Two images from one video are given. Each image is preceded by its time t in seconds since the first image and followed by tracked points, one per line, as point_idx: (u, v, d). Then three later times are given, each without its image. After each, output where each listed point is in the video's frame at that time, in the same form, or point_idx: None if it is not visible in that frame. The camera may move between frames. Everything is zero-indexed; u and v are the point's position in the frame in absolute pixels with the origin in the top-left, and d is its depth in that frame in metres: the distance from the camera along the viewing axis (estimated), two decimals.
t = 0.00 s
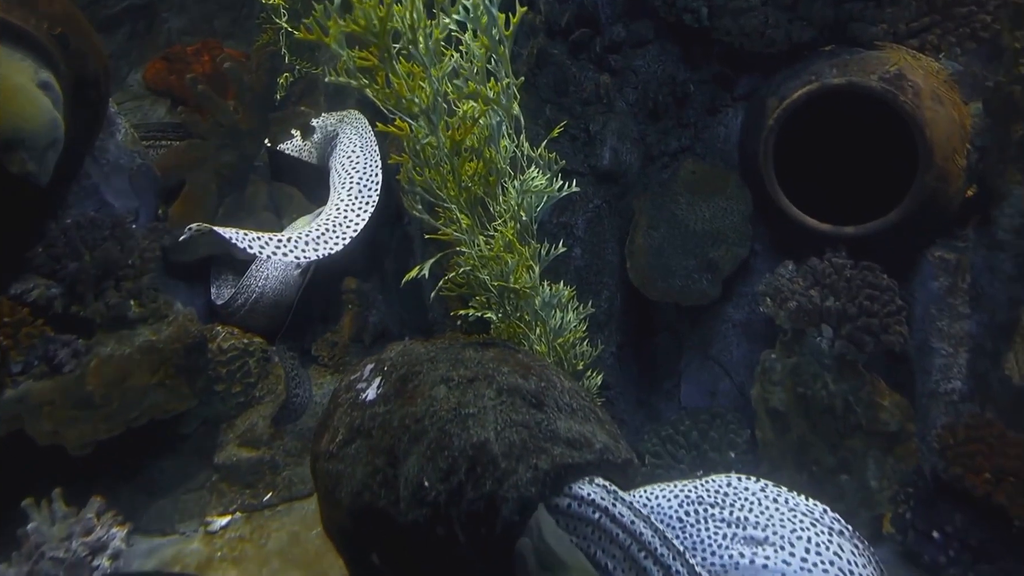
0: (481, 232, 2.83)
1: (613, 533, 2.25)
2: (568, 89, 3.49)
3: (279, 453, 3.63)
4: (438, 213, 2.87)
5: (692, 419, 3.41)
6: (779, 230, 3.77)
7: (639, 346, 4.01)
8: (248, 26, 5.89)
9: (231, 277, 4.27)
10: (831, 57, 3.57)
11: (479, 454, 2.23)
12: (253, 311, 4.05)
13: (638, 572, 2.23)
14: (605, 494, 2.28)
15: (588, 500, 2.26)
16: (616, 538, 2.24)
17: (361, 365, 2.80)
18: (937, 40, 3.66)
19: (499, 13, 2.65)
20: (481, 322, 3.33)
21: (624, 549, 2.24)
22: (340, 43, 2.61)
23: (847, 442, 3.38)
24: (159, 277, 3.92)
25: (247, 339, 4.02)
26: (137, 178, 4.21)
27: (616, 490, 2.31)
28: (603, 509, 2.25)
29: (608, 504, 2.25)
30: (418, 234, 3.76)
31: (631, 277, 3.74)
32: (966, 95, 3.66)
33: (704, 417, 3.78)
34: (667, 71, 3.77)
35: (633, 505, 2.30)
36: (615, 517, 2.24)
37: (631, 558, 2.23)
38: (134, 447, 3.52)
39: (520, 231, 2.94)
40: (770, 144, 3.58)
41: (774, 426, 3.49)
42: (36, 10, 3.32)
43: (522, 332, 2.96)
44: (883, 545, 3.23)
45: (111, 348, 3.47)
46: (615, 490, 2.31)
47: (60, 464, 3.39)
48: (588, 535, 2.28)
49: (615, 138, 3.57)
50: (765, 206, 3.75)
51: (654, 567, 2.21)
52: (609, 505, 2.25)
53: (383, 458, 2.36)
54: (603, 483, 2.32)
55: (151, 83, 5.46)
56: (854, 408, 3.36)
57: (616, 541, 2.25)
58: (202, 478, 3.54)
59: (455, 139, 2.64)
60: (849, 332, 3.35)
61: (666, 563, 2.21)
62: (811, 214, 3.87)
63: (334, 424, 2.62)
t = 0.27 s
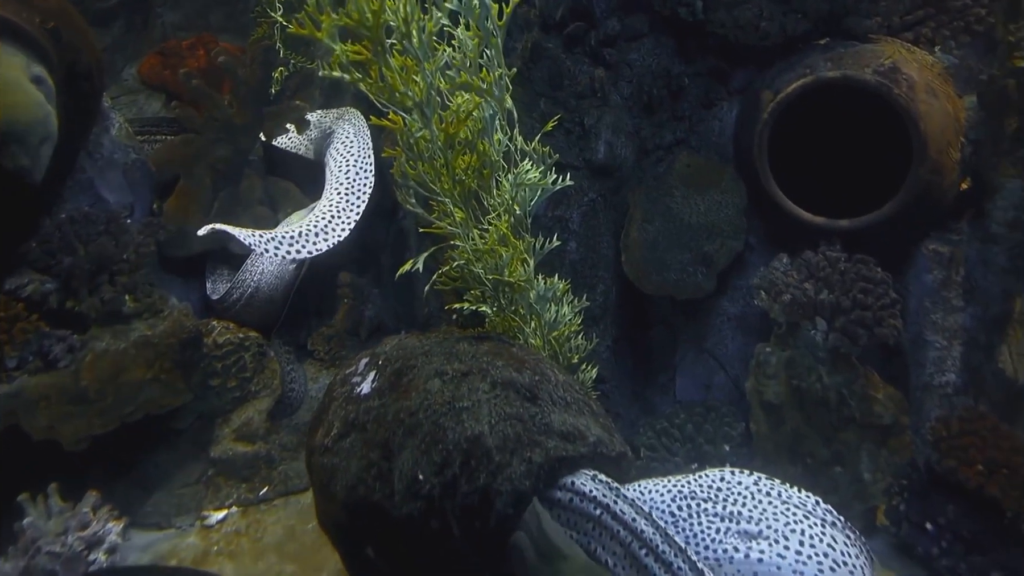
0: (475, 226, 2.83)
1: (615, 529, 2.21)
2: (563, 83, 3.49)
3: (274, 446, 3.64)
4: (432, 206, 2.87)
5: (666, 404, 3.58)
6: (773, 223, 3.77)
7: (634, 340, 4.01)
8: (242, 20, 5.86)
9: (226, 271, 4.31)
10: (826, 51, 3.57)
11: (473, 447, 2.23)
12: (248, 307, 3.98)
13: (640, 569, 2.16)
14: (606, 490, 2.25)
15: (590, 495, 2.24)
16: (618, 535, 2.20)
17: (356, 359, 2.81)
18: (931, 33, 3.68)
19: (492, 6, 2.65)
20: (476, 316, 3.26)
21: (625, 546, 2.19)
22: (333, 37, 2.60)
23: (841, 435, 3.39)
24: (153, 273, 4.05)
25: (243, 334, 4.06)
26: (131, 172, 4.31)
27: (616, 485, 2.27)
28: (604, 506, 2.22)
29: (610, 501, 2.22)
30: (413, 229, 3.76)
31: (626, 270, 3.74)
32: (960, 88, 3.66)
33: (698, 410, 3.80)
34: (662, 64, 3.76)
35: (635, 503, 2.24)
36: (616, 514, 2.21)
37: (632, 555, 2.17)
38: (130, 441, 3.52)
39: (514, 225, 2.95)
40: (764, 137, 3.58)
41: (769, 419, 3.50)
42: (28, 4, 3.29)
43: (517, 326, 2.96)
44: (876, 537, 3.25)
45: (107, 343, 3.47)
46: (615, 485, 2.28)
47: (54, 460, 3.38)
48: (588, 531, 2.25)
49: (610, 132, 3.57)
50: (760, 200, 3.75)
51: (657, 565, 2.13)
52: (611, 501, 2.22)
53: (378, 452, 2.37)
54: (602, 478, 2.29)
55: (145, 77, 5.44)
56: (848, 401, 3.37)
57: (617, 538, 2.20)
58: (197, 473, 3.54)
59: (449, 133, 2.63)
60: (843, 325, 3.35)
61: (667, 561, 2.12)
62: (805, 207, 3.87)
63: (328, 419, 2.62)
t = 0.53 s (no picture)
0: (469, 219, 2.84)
1: (612, 526, 2.26)
2: (559, 76, 3.50)
3: (269, 440, 3.63)
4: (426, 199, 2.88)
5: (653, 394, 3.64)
6: (768, 217, 3.78)
7: (629, 333, 4.02)
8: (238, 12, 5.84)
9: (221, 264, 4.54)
10: (821, 45, 3.56)
11: (466, 439, 2.24)
12: (244, 299, 3.97)
13: (636, 565, 2.23)
14: (604, 486, 2.29)
15: (588, 490, 2.26)
16: (615, 531, 2.25)
17: (350, 352, 2.81)
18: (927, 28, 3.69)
19: None
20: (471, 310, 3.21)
21: (622, 543, 2.24)
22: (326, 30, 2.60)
23: (833, 429, 3.40)
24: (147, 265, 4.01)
25: (238, 327, 4.12)
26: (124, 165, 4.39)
27: (613, 482, 2.32)
28: (602, 503, 2.26)
29: (608, 499, 2.27)
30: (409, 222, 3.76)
31: (620, 264, 3.75)
32: (955, 83, 3.67)
33: (692, 403, 3.81)
34: (657, 58, 3.75)
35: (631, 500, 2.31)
36: (614, 511, 2.26)
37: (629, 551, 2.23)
38: (124, 435, 3.53)
39: (508, 219, 2.95)
40: (758, 132, 3.58)
41: (762, 413, 3.51)
42: None
43: (511, 319, 2.96)
44: (869, 530, 3.29)
45: (101, 336, 3.50)
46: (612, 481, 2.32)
47: (49, 453, 3.39)
48: (585, 526, 2.28)
49: (605, 125, 3.57)
50: (754, 195, 3.76)
51: (655, 562, 2.22)
52: (610, 498, 2.27)
53: (370, 444, 2.37)
54: (599, 475, 2.31)
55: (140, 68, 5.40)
56: (841, 395, 3.38)
57: (614, 534, 2.25)
58: (192, 465, 3.55)
59: (443, 126, 2.63)
60: (836, 319, 3.34)
61: (665, 558, 2.21)
62: (801, 202, 3.88)
63: (322, 411, 2.63)
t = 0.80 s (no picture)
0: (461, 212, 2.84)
1: (607, 522, 2.26)
2: (551, 70, 3.51)
3: (261, 432, 3.64)
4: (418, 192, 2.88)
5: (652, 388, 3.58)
6: (760, 212, 3.79)
7: (621, 327, 4.03)
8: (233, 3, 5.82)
9: (215, 256, 4.58)
10: (814, 40, 3.56)
11: (455, 432, 2.24)
12: (235, 292, 4.08)
13: (630, 562, 2.23)
14: (600, 483, 2.31)
15: (585, 488, 2.27)
16: (611, 528, 2.26)
17: (341, 345, 2.81)
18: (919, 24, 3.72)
19: None
20: (462, 302, 3.11)
21: (616, 539, 2.25)
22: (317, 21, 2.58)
23: (823, 422, 3.42)
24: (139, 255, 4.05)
25: (230, 320, 4.17)
26: (117, 157, 4.34)
27: (609, 479, 2.33)
28: (598, 500, 2.27)
29: (604, 496, 2.28)
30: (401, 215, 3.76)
31: (612, 258, 3.76)
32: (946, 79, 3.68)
33: (683, 397, 3.84)
34: (650, 52, 3.75)
35: (626, 497, 2.33)
36: (610, 508, 2.27)
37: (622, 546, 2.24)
38: (115, 426, 3.52)
39: (499, 212, 2.96)
40: (750, 126, 3.59)
41: (752, 407, 3.53)
42: None
43: (502, 312, 2.97)
44: (858, 522, 3.31)
45: (92, 328, 3.48)
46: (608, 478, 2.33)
47: (39, 444, 3.37)
48: (580, 521, 2.28)
49: (597, 119, 3.58)
50: (746, 189, 3.77)
51: (649, 559, 2.23)
52: (606, 495, 2.29)
53: (360, 437, 2.38)
54: (596, 472, 2.33)
55: (134, 59, 5.35)
56: (830, 389, 3.39)
57: (609, 531, 2.26)
58: (184, 457, 3.56)
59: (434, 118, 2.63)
60: (826, 313, 3.35)
61: (657, 554, 2.24)
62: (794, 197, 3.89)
63: (312, 404, 2.63)
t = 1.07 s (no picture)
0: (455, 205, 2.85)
1: (603, 517, 2.25)
2: (547, 64, 3.49)
3: (256, 424, 3.70)
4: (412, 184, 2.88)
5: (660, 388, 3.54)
6: (755, 206, 3.80)
7: (617, 321, 4.04)
8: None
9: (210, 249, 4.58)
10: (809, 35, 3.55)
11: (448, 425, 2.25)
12: (229, 285, 4.14)
13: (624, 556, 2.22)
14: (598, 477, 2.30)
15: (583, 483, 2.27)
16: (607, 524, 2.25)
17: (335, 337, 2.82)
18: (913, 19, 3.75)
19: None
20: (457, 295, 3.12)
21: (611, 533, 2.24)
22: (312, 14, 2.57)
23: (815, 416, 3.44)
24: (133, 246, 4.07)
25: (225, 312, 4.17)
26: (112, 149, 4.31)
27: (608, 473, 2.31)
28: (596, 494, 2.26)
29: (602, 490, 2.27)
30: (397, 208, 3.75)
31: (607, 252, 3.76)
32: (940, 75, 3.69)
33: (677, 390, 3.86)
34: (646, 46, 3.74)
35: (625, 491, 2.31)
36: (608, 502, 2.26)
37: (617, 541, 2.23)
38: (109, 416, 3.55)
39: (494, 205, 2.97)
40: (746, 121, 3.58)
41: (745, 401, 3.55)
42: None
43: (496, 306, 2.97)
44: (850, 517, 3.35)
45: (86, 320, 3.48)
46: (608, 473, 2.31)
47: (34, 434, 3.39)
48: (577, 514, 2.28)
49: (593, 113, 3.59)
50: (741, 183, 3.77)
51: (645, 554, 2.21)
52: (603, 490, 2.27)
53: (354, 429, 2.39)
54: (595, 467, 2.32)
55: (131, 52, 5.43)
56: (824, 383, 3.38)
57: (605, 526, 2.25)
58: (179, 449, 3.57)
59: (429, 110, 2.64)
60: (820, 309, 3.32)
61: (651, 547, 2.21)
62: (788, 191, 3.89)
63: (306, 396, 2.64)
